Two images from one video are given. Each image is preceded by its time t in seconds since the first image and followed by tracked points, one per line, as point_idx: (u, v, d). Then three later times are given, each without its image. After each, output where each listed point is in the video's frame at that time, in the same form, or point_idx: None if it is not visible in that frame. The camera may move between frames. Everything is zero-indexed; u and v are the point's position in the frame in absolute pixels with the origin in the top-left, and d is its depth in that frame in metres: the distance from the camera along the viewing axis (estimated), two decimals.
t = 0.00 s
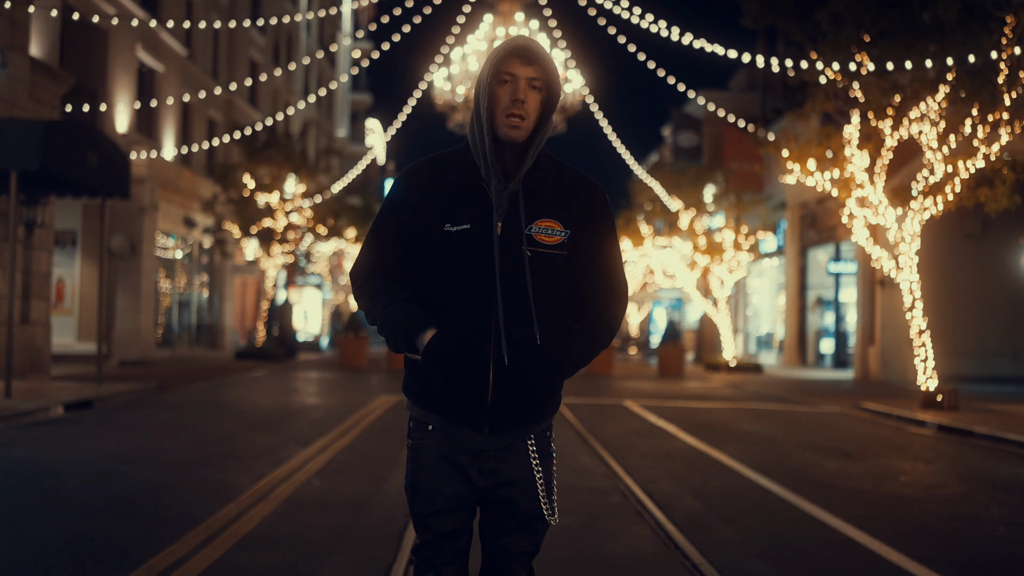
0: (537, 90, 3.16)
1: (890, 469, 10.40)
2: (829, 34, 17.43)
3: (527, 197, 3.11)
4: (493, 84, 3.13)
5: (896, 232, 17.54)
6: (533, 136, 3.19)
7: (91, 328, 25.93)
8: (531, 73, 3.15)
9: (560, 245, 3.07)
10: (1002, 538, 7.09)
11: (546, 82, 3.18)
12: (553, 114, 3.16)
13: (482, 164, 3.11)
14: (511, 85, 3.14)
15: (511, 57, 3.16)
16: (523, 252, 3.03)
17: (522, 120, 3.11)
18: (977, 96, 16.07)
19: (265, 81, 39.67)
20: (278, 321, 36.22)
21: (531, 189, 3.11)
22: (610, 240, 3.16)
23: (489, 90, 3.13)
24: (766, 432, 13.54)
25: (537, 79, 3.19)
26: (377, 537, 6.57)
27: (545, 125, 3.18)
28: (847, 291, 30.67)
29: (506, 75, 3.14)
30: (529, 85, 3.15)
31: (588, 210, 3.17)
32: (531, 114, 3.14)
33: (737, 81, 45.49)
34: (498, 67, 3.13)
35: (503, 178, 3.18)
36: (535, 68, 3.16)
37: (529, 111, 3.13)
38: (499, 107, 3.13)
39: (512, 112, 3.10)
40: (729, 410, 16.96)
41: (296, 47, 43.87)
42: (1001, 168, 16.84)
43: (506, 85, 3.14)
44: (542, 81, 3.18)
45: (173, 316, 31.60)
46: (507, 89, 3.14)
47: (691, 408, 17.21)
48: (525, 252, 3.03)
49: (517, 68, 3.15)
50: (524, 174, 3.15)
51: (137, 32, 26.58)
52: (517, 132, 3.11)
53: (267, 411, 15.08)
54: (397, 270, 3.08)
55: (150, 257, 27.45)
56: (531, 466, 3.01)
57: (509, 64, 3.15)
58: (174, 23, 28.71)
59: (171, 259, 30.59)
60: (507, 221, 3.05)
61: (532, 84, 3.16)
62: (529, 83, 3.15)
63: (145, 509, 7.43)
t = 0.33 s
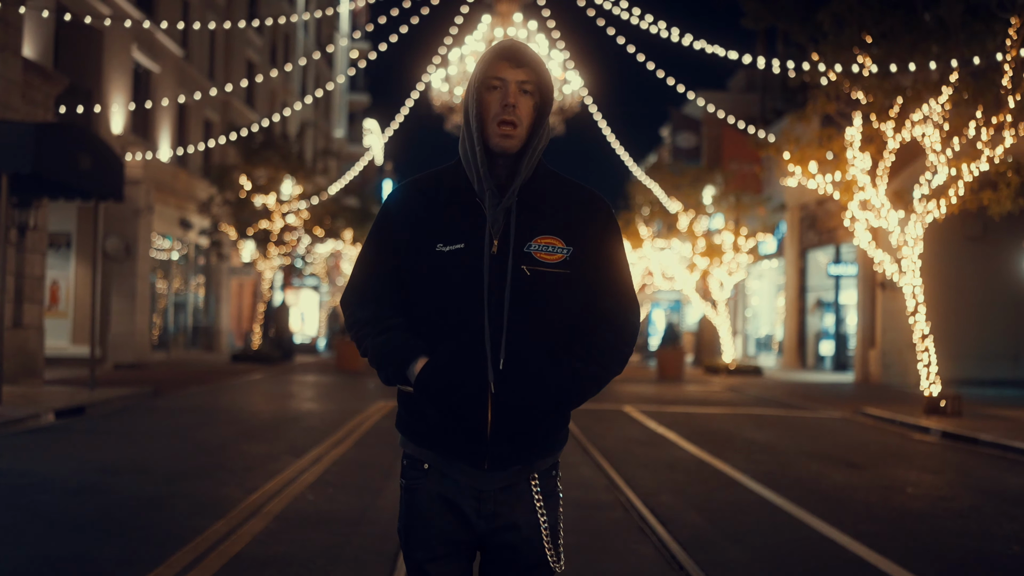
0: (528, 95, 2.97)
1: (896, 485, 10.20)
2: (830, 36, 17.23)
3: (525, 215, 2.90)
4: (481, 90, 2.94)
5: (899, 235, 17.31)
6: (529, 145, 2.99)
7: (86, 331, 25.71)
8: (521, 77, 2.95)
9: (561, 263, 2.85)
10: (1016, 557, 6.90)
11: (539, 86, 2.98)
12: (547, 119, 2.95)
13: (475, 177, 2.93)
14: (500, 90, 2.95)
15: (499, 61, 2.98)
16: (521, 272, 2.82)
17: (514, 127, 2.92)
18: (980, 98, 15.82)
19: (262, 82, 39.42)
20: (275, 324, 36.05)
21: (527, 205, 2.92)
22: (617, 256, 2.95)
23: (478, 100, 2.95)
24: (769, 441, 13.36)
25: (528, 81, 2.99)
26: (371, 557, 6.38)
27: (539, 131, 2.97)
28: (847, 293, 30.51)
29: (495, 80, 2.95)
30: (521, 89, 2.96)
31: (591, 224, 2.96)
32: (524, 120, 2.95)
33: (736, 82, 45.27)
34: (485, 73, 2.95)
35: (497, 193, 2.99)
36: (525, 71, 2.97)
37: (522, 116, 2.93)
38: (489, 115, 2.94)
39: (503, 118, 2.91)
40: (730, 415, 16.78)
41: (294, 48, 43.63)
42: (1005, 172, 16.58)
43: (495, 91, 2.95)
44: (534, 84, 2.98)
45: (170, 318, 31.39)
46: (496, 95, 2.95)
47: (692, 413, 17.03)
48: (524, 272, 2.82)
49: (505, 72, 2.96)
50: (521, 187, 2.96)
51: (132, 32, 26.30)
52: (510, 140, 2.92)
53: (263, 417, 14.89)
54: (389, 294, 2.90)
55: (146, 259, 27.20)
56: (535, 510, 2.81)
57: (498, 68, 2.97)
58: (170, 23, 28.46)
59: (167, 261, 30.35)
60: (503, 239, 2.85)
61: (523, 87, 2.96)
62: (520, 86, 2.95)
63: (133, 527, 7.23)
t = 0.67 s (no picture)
0: (516, 101, 2.77)
1: (901, 499, 10.00)
2: (832, 39, 17.14)
3: (518, 231, 2.69)
4: (464, 99, 2.76)
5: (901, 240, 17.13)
6: (520, 154, 2.78)
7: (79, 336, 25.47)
8: (506, 82, 2.77)
9: (559, 283, 2.62)
10: None
11: (527, 91, 2.78)
12: (537, 124, 2.75)
13: (464, 192, 2.73)
14: (485, 97, 2.77)
15: (483, 67, 2.79)
16: (514, 291, 2.60)
17: (502, 133, 2.71)
18: (983, 103, 15.68)
19: (258, 85, 39.20)
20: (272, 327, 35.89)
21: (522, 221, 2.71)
22: (621, 275, 2.73)
23: (462, 111, 2.76)
24: (771, 451, 13.17)
25: (515, 87, 2.79)
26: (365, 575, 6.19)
27: (530, 138, 2.76)
28: (847, 297, 30.35)
29: (480, 88, 2.77)
30: (507, 95, 2.76)
31: (593, 241, 2.74)
32: (513, 127, 2.74)
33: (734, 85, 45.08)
34: (468, 81, 2.77)
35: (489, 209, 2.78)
36: (510, 76, 2.78)
37: (510, 122, 2.73)
38: (475, 123, 2.74)
39: (490, 124, 2.70)
40: (729, 423, 16.60)
41: (290, 50, 43.41)
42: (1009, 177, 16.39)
43: (479, 100, 2.77)
44: (521, 89, 2.79)
45: (164, 321, 31.16)
46: (481, 103, 2.76)
47: (691, 420, 16.85)
48: (517, 294, 2.60)
49: (487, 80, 2.78)
50: (513, 200, 2.75)
51: (126, 34, 26.09)
52: (498, 146, 2.71)
53: (257, 425, 14.68)
54: (377, 321, 2.69)
55: (140, 262, 26.95)
56: (534, 552, 2.61)
57: (481, 74, 2.78)
58: (164, 26, 28.24)
59: (162, 264, 30.12)
60: (495, 258, 2.63)
61: (510, 94, 2.77)
62: (506, 92, 2.76)
63: (119, 543, 7.04)
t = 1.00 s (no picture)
0: (508, 121, 2.59)
1: (908, 515, 9.84)
2: (833, 44, 17.02)
3: (516, 264, 2.52)
4: (454, 122, 2.58)
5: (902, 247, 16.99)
6: (516, 178, 2.58)
7: (74, 341, 25.25)
8: (496, 101, 2.59)
9: (561, 316, 2.45)
10: None
11: (521, 111, 2.60)
12: (532, 141, 2.55)
13: (456, 223, 2.56)
14: (476, 119, 2.59)
15: (471, 88, 2.62)
16: (512, 325, 2.43)
17: (494, 154, 2.52)
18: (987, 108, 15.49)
19: (255, 88, 39.02)
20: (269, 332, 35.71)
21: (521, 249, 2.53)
22: (629, 306, 2.56)
23: (449, 137, 2.58)
24: (773, 462, 13.02)
25: (507, 106, 2.61)
26: None
27: (525, 160, 2.57)
28: (847, 302, 30.22)
29: (470, 109, 2.60)
30: (498, 116, 2.59)
31: (596, 271, 2.56)
32: (507, 147, 2.55)
33: (733, 88, 44.92)
34: (457, 102, 2.59)
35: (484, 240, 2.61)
36: (501, 95, 2.60)
37: (503, 143, 2.54)
38: (465, 148, 2.56)
39: (481, 145, 2.51)
40: (730, 431, 16.44)
41: (287, 53, 43.23)
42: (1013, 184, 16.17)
43: (468, 124, 2.59)
44: (512, 108, 2.60)
45: (160, 326, 30.95)
46: (471, 126, 2.59)
47: (693, 429, 16.70)
48: (515, 329, 2.43)
49: (475, 101, 2.60)
50: (509, 228, 2.58)
51: (122, 37, 25.91)
52: (490, 169, 2.51)
53: (253, 435, 14.52)
54: (369, 363, 2.54)
55: (135, 267, 26.75)
56: None
57: (471, 95, 2.61)
58: (160, 29, 28.05)
59: (158, 268, 29.92)
60: (491, 291, 2.46)
61: (501, 114, 2.58)
62: (497, 112, 2.58)
63: (111, 563, 6.87)
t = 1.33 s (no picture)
0: (510, 145, 2.51)
1: (916, 527, 9.70)
2: (836, 48, 16.91)
3: (521, 296, 2.40)
4: (453, 145, 2.50)
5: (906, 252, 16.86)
6: (518, 205, 2.50)
7: (71, 345, 25.11)
8: (499, 124, 2.51)
9: (569, 349, 2.33)
10: None
11: (524, 133, 2.52)
12: (534, 165, 2.47)
13: (457, 251, 2.45)
14: (476, 143, 2.51)
15: (474, 108, 2.54)
16: (517, 359, 2.31)
17: (496, 182, 2.43)
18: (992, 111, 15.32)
19: (254, 90, 38.93)
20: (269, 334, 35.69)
21: (526, 276, 2.41)
22: (644, 337, 2.44)
23: (448, 163, 2.50)
24: (777, 470, 12.92)
25: (511, 128, 2.53)
26: None
27: (528, 186, 2.48)
28: (847, 305, 30.09)
29: (470, 132, 2.52)
30: (500, 139, 2.50)
31: (607, 298, 2.44)
32: (509, 174, 2.47)
33: (732, 91, 44.82)
34: (456, 124, 2.51)
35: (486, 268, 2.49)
36: (503, 117, 2.52)
37: (505, 170, 2.46)
38: (465, 173, 2.47)
39: (481, 173, 2.43)
40: (732, 437, 16.33)
41: (286, 56, 43.14)
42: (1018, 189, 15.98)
43: (469, 149, 2.51)
44: (515, 131, 2.52)
45: (159, 329, 30.82)
46: (471, 152, 2.51)
47: (694, 434, 16.59)
48: (521, 362, 2.31)
49: (475, 124, 2.53)
50: (512, 256, 2.46)
51: (120, 40, 25.76)
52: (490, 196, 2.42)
53: (252, 442, 14.40)
54: (367, 394, 2.48)
55: (133, 270, 26.61)
56: None
57: (471, 116, 2.53)
58: (159, 31, 27.93)
59: (156, 271, 29.79)
60: (494, 323, 2.35)
61: (504, 137, 2.51)
62: (499, 136, 2.50)
63: None
